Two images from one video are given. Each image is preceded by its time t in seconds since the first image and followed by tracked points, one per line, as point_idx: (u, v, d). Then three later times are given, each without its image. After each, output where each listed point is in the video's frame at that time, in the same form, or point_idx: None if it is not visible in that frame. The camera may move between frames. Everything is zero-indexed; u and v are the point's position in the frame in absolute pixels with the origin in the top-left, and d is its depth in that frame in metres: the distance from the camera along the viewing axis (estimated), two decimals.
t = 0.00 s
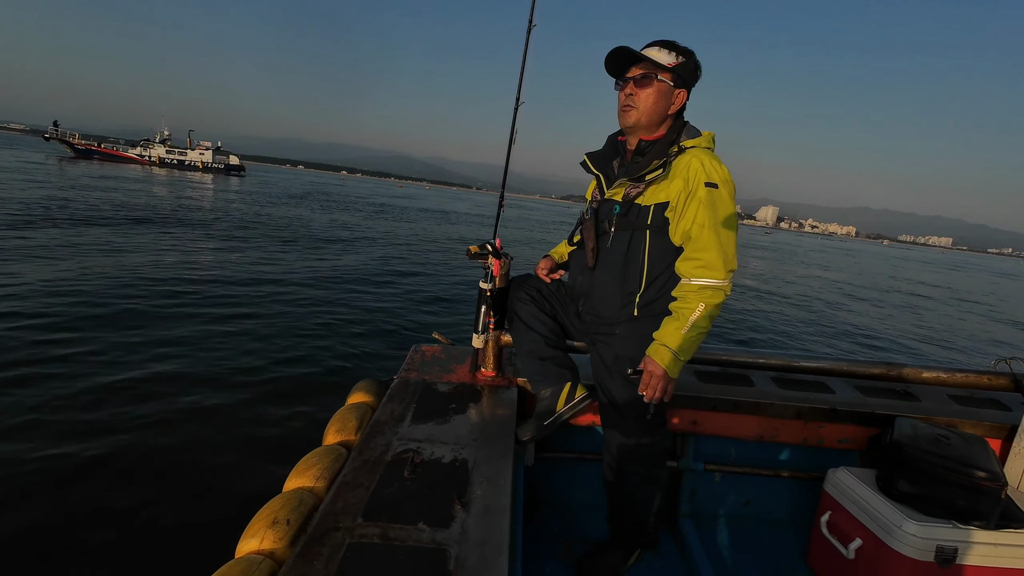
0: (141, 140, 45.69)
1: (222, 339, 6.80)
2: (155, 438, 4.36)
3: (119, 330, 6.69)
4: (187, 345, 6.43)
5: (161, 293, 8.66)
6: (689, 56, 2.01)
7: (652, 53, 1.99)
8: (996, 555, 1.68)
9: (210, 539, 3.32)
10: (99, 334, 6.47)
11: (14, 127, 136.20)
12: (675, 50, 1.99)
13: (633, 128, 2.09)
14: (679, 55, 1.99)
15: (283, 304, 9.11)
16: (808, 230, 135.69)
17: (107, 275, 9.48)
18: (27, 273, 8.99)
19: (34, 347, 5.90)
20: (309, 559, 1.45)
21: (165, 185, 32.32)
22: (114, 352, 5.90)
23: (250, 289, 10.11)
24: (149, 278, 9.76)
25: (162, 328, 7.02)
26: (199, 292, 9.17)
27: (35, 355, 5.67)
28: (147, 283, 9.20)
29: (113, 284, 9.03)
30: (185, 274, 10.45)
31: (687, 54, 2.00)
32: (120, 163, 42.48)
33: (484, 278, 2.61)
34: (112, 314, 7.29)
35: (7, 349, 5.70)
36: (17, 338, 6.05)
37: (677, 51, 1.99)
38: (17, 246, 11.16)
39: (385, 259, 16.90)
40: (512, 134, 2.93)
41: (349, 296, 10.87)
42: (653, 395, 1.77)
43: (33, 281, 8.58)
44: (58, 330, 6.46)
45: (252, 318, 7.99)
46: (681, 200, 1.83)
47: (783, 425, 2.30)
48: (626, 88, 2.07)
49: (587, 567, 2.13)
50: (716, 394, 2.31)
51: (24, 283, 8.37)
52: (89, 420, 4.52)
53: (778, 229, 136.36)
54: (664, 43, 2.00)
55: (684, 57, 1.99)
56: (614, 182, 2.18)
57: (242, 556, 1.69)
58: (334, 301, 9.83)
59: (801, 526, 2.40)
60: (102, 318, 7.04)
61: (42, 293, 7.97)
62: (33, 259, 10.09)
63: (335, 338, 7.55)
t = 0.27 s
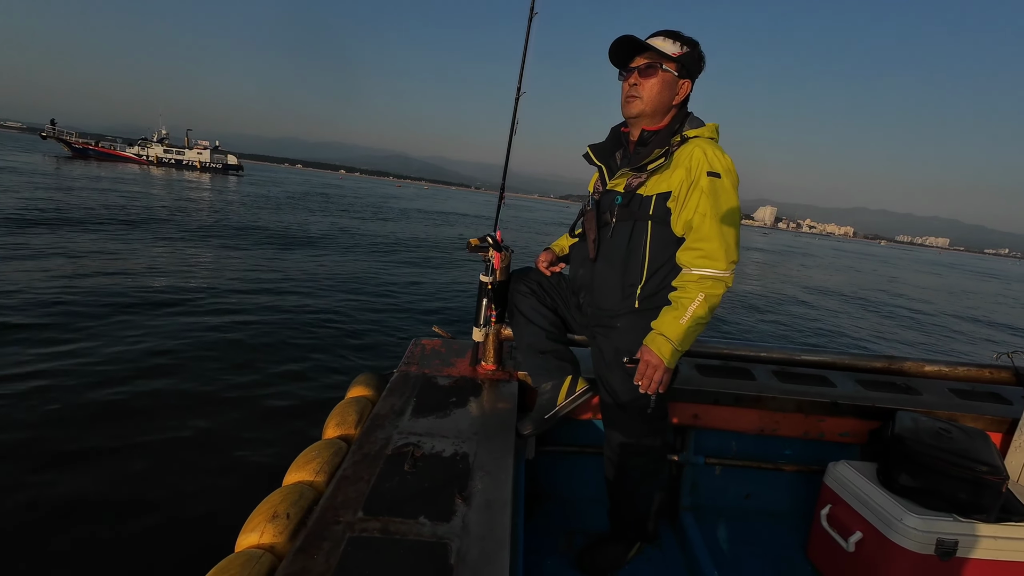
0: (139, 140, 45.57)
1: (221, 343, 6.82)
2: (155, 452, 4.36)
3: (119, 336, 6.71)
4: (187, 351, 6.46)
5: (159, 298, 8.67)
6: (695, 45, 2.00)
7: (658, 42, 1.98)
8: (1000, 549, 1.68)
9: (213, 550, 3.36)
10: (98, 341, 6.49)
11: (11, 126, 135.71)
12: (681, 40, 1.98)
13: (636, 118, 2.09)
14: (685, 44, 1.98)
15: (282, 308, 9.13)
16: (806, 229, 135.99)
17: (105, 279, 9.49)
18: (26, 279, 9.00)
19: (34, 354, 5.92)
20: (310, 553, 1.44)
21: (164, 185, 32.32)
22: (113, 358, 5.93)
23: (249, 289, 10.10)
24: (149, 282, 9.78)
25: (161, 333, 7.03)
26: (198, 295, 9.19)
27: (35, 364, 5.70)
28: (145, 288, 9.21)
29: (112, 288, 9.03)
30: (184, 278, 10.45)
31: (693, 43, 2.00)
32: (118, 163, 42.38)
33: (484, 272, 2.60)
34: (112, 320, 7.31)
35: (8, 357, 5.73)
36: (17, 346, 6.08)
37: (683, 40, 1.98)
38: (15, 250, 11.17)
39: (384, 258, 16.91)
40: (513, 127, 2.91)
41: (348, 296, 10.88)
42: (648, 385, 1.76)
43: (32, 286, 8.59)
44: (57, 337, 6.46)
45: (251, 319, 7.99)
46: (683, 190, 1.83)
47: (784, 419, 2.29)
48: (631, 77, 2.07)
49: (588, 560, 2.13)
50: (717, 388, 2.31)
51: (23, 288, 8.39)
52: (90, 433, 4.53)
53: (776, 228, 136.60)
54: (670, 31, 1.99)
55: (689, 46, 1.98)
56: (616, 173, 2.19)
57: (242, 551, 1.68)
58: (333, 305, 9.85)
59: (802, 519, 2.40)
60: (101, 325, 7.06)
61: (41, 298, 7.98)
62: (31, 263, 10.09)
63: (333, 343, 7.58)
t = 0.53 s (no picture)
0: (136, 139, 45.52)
1: (219, 355, 6.89)
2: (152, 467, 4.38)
3: (117, 345, 6.77)
4: (186, 362, 6.53)
5: (158, 304, 8.72)
6: (696, 37, 2.01)
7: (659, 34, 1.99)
8: (990, 547, 1.69)
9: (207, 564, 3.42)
10: (96, 349, 6.55)
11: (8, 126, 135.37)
12: (683, 32, 1.99)
13: (638, 110, 2.09)
14: (687, 36, 1.99)
15: (279, 314, 9.19)
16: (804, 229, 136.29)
17: (103, 283, 9.53)
18: (24, 282, 9.02)
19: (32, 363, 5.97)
20: (302, 545, 1.45)
21: (162, 186, 32.23)
22: (113, 372, 6.00)
23: (247, 293, 10.12)
24: (147, 285, 9.79)
25: (159, 340, 7.08)
26: (195, 300, 9.23)
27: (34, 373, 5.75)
28: (143, 293, 9.25)
29: (110, 292, 9.04)
30: (182, 282, 10.46)
31: (695, 34, 2.01)
32: (115, 162, 42.35)
33: (482, 265, 2.61)
34: (110, 327, 7.36)
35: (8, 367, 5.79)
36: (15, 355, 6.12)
37: (684, 32, 1.99)
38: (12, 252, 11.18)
39: (382, 261, 16.97)
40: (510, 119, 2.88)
41: (346, 299, 10.93)
42: (657, 385, 1.77)
43: (31, 290, 8.62)
44: (56, 347, 6.50)
45: (249, 329, 8.06)
46: (685, 185, 1.84)
47: (778, 415, 2.31)
48: (632, 69, 2.07)
49: (582, 553, 2.14)
50: (713, 384, 2.32)
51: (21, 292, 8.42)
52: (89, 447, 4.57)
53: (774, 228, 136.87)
54: (671, 23, 2.00)
55: (691, 38, 1.99)
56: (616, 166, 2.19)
57: (233, 542, 1.68)
58: (331, 311, 9.91)
59: (793, 514, 2.42)
60: (100, 333, 7.12)
61: (39, 303, 8.02)
62: (28, 265, 10.11)
63: (330, 352, 7.65)
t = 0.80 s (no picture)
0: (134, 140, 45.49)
1: (216, 358, 6.91)
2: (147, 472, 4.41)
3: (113, 348, 6.78)
4: (183, 365, 6.55)
5: (155, 307, 8.74)
6: (687, 30, 1.98)
7: (646, 32, 2.00)
8: (973, 549, 1.71)
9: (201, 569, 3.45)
10: (92, 352, 6.56)
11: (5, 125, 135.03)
12: (671, 28, 1.98)
13: (628, 109, 2.11)
14: (675, 30, 1.97)
15: (276, 317, 9.22)
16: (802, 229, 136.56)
17: (101, 287, 9.54)
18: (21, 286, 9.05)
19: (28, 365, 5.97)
20: (289, 539, 1.46)
21: (160, 186, 32.16)
22: (108, 374, 6.01)
23: (244, 297, 10.16)
24: (144, 288, 9.79)
25: (156, 343, 7.10)
26: (193, 303, 9.26)
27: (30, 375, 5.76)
28: (141, 297, 9.27)
29: (106, 296, 9.05)
30: (179, 284, 10.46)
31: (686, 28, 1.98)
32: (113, 162, 42.34)
33: (478, 260, 2.62)
34: (107, 330, 7.38)
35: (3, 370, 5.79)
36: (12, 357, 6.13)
37: (673, 28, 1.98)
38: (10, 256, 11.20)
39: (380, 262, 16.98)
40: (507, 116, 2.90)
41: (343, 304, 10.97)
42: (652, 385, 1.78)
43: (28, 294, 8.65)
44: (53, 350, 6.50)
45: (245, 334, 8.08)
46: (681, 184, 1.84)
47: (770, 415, 2.31)
48: (620, 68, 2.10)
49: (571, 548, 2.14)
50: (706, 383, 2.33)
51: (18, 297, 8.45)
52: (85, 452, 4.59)
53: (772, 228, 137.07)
54: (660, 21, 2.00)
55: (680, 33, 1.97)
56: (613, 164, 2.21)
57: (221, 534, 1.69)
58: (328, 315, 9.95)
59: (782, 512, 2.44)
60: (96, 336, 7.13)
61: (36, 307, 8.03)
62: (26, 270, 10.14)
63: (326, 356, 7.67)
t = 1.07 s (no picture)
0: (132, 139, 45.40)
1: (214, 356, 6.91)
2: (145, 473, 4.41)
3: (112, 347, 6.78)
4: (181, 362, 6.56)
5: (153, 307, 8.74)
6: (686, 31, 1.99)
7: (644, 33, 2.01)
8: (964, 552, 1.72)
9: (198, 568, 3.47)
10: (90, 352, 6.56)
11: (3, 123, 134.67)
12: (669, 28, 1.99)
13: (626, 110, 2.12)
14: (673, 31, 1.98)
15: (275, 317, 9.22)
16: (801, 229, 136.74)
17: (99, 287, 9.54)
18: (19, 286, 9.04)
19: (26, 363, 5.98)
20: (286, 535, 1.47)
21: (158, 186, 32.09)
22: (106, 372, 6.01)
23: (243, 297, 10.16)
24: (142, 289, 9.77)
25: (154, 342, 7.11)
26: (191, 303, 9.26)
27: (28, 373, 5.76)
28: (139, 296, 9.27)
29: (105, 295, 9.05)
30: (177, 285, 10.44)
31: (684, 29, 1.99)
32: (111, 161, 42.26)
33: (477, 258, 2.64)
34: (105, 329, 7.38)
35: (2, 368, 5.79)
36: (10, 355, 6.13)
37: (671, 28, 1.99)
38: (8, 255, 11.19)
39: (378, 263, 17.00)
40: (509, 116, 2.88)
41: (341, 304, 10.96)
42: (640, 383, 1.79)
43: (26, 294, 8.65)
44: (49, 350, 6.48)
45: (244, 333, 8.08)
46: (678, 184, 1.85)
47: (766, 417, 2.33)
48: (618, 70, 2.11)
49: (567, 547, 2.16)
50: (703, 384, 2.34)
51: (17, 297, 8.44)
52: (82, 452, 4.59)
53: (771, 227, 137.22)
54: (658, 22, 2.01)
55: (678, 33, 1.98)
56: (612, 164, 2.22)
57: (217, 530, 1.70)
58: (326, 315, 9.96)
59: (777, 513, 2.45)
60: (95, 335, 7.13)
61: (35, 306, 8.03)
62: (24, 270, 10.13)
63: (325, 355, 7.69)
